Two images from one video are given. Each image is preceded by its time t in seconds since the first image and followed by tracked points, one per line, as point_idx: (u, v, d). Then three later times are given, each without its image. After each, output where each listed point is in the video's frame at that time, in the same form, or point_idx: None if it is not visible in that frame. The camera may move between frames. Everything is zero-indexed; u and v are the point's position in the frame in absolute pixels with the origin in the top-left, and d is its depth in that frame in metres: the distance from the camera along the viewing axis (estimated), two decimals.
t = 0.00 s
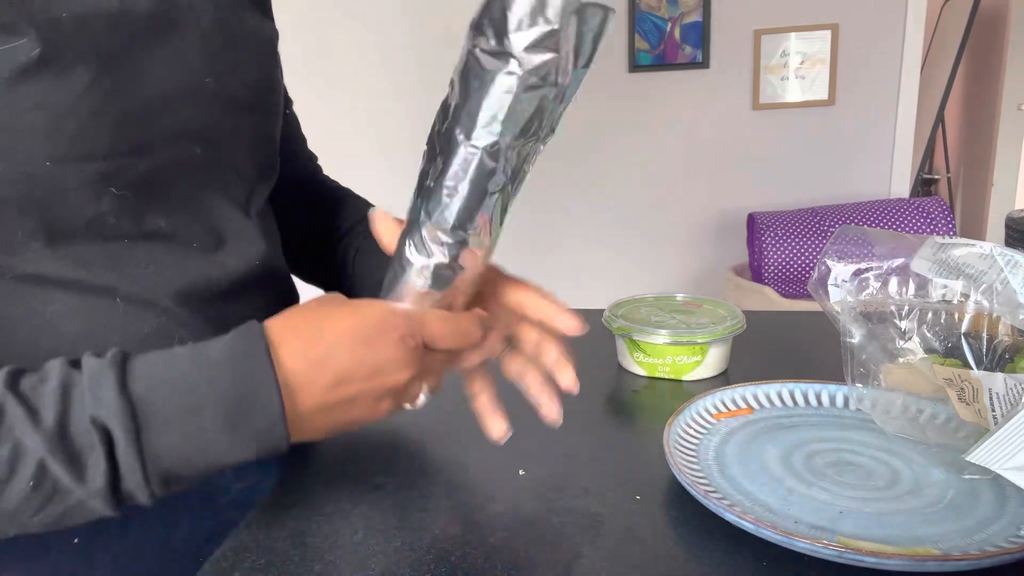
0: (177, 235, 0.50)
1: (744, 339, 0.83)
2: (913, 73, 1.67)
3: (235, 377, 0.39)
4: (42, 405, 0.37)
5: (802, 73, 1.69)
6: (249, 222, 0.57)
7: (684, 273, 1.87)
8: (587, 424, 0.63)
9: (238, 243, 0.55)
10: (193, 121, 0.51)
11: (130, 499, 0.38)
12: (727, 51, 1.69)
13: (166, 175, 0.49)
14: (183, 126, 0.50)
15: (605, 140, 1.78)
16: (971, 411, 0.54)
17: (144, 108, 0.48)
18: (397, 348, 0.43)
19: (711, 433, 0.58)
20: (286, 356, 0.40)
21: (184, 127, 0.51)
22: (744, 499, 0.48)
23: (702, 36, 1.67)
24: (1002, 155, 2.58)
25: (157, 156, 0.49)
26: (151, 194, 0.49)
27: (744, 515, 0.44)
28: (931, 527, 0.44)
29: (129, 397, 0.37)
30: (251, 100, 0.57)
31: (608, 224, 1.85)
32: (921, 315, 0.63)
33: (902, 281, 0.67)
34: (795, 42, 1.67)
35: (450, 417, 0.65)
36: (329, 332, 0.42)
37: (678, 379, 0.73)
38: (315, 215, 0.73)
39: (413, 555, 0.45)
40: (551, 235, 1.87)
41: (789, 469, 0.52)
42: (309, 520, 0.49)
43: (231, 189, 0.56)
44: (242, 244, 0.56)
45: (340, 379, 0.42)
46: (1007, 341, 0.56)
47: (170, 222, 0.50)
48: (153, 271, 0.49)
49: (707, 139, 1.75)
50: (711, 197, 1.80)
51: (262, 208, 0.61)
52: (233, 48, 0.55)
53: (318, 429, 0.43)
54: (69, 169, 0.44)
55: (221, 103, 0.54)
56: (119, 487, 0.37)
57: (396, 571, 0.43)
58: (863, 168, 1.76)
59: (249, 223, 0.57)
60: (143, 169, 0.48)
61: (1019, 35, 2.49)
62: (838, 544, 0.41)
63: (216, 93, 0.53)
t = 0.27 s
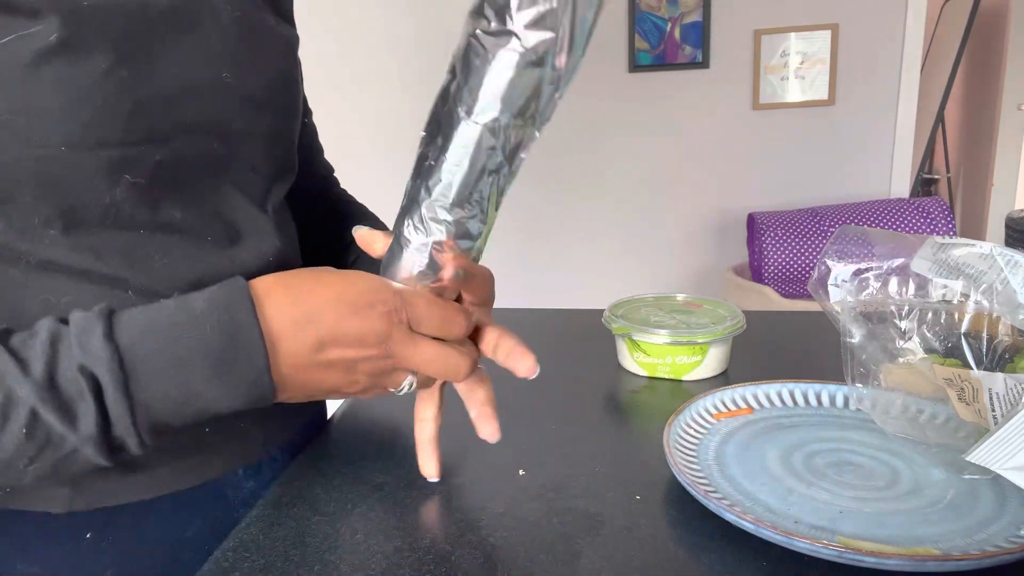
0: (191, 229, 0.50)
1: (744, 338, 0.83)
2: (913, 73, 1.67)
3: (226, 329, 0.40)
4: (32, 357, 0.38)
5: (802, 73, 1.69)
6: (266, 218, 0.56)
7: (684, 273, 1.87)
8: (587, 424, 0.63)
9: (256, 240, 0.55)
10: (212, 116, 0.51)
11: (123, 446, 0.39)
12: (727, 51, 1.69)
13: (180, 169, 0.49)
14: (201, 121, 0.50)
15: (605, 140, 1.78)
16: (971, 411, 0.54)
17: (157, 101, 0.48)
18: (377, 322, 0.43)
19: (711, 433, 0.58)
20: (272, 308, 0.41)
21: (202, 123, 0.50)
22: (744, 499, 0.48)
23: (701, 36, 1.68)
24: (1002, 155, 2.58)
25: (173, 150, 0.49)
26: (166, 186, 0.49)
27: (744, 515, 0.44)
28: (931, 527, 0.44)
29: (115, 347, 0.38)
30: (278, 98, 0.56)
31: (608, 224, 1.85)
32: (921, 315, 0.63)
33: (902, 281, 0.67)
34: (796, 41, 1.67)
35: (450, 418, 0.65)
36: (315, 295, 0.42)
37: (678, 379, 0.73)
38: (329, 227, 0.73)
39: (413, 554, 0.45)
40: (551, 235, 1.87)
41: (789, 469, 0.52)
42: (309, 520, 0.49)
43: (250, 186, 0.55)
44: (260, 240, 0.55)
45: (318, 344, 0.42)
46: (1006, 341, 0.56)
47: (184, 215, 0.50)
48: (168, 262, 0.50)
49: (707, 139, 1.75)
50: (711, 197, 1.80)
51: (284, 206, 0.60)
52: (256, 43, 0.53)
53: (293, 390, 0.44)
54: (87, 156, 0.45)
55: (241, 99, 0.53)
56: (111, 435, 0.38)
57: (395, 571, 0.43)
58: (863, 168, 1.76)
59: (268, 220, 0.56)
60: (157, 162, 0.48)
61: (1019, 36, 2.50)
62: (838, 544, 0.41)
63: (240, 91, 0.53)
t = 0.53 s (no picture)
0: (198, 223, 0.51)
1: (744, 338, 0.83)
2: (913, 73, 1.67)
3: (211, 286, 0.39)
4: (31, 306, 0.38)
5: (802, 73, 1.69)
6: (272, 215, 0.57)
7: (684, 273, 1.87)
8: (587, 424, 0.63)
9: (261, 237, 0.55)
10: (221, 110, 0.52)
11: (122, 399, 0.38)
12: (727, 51, 1.69)
13: (188, 162, 0.50)
14: (209, 116, 0.51)
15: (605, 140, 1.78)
16: (971, 411, 0.54)
17: (165, 93, 0.48)
18: (357, 316, 0.39)
19: (711, 433, 0.58)
20: (255, 289, 0.39)
21: (211, 118, 0.51)
22: (744, 499, 0.48)
23: (701, 36, 1.68)
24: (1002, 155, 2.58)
25: (182, 143, 0.49)
26: (173, 179, 0.50)
27: (744, 516, 0.44)
28: (931, 527, 0.44)
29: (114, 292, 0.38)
30: (284, 99, 0.58)
31: (608, 224, 1.85)
32: (921, 315, 0.63)
33: (902, 281, 0.67)
34: (796, 42, 1.67)
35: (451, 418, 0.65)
36: (299, 280, 0.40)
37: (678, 379, 0.73)
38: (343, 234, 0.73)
39: (413, 554, 0.45)
40: (551, 235, 1.87)
41: (789, 469, 0.52)
42: (309, 520, 0.49)
43: (255, 183, 0.56)
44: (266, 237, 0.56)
45: (295, 332, 0.39)
46: (1006, 341, 0.56)
47: (191, 208, 0.50)
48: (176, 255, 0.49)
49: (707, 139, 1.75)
50: (711, 197, 1.80)
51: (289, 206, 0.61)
52: (264, 44, 0.55)
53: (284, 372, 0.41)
54: (93, 146, 0.45)
55: (249, 97, 0.54)
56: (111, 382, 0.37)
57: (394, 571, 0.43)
58: (863, 168, 1.76)
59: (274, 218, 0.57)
60: (165, 154, 0.49)
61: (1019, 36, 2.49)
62: (838, 544, 0.41)
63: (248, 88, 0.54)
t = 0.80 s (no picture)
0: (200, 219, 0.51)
1: (744, 339, 0.83)
2: (913, 73, 1.67)
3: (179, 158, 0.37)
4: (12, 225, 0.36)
5: (802, 73, 1.69)
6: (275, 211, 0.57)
7: (684, 273, 1.86)
8: (587, 424, 0.63)
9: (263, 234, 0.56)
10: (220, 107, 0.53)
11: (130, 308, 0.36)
12: (727, 51, 1.69)
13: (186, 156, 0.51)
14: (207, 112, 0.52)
15: (605, 140, 1.78)
16: (971, 411, 0.54)
17: (171, 92, 0.50)
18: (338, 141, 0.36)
19: (711, 433, 0.58)
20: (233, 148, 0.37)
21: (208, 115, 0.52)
22: (744, 499, 0.48)
23: (701, 36, 1.68)
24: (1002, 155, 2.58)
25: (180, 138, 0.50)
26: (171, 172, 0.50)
27: (744, 515, 0.44)
28: (931, 527, 0.44)
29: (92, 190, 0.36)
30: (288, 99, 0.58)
31: (608, 224, 1.85)
32: (922, 315, 0.63)
33: (902, 281, 0.67)
34: (796, 42, 1.67)
35: (452, 418, 0.65)
36: (274, 121, 0.37)
37: (678, 379, 0.73)
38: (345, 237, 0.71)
39: (413, 554, 0.45)
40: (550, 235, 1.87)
41: (789, 469, 0.52)
42: (309, 520, 0.49)
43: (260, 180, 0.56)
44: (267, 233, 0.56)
45: (291, 161, 0.36)
46: (1006, 341, 0.56)
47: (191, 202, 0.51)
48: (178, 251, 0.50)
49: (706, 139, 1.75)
50: (710, 197, 1.80)
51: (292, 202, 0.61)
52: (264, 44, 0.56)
53: (300, 224, 0.37)
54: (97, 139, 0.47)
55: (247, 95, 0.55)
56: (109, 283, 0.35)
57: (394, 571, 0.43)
58: (863, 168, 1.76)
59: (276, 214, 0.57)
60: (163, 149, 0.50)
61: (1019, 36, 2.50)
62: (838, 544, 0.41)
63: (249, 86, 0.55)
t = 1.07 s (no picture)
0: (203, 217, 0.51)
1: (744, 338, 0.83)
2: (913, 73, 1.67)
3: (225, 112, 0.36)
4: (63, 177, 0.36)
5: (802, 73, 1.69)
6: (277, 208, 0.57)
7: (684, 274, 1.87)
8: (586, 423, 0.63)
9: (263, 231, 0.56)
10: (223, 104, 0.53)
11: (160, 275, 0.38)
12: (727, 51, 1.69)
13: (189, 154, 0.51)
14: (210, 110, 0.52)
15: (605, 140, 1.78)
16: (970, 411, 0.54)
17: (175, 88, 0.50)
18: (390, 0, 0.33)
19: (711, 433, 0.58)
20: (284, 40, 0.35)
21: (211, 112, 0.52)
22: (743, 498, 0.48)
23: (701, 36, 1.68)
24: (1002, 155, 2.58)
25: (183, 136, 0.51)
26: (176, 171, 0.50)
27: (744, 515, 0.44)
28: (931, 527, 0.44)
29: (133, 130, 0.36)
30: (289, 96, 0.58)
31: (608, 224, 1.85)
32: (921, 315, 0.63)
33: (902, 281, 0.67)
34: (796, 42, 1.67)
35: (451, 419, 0.65)
36: None
37: (678, 379, 0.73)
38: (343, 241, 0.70)
39: (412, 554, 0.45)
40: (550, 235, 1.87)
41: (789, 468, 0.52)
42: (309, 520, 0.49)
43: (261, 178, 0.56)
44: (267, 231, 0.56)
45: (319, 23, 0.34)
46: (1006, 341, 0.56)
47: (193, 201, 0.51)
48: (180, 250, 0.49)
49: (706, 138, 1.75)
50: (710, 197, 1.80)
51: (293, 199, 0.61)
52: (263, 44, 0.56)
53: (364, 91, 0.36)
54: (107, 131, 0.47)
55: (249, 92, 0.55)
56: (149, 260, 0.37)
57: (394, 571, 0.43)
58: (863, 167, 1.76)
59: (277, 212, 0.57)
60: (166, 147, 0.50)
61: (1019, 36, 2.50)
62: (838, 544, 0.41)
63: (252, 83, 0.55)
